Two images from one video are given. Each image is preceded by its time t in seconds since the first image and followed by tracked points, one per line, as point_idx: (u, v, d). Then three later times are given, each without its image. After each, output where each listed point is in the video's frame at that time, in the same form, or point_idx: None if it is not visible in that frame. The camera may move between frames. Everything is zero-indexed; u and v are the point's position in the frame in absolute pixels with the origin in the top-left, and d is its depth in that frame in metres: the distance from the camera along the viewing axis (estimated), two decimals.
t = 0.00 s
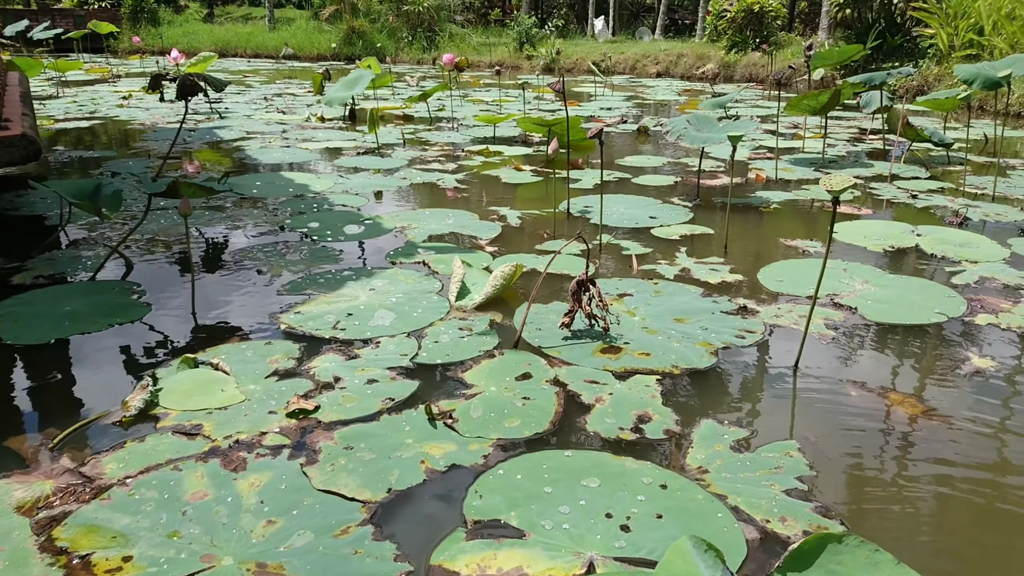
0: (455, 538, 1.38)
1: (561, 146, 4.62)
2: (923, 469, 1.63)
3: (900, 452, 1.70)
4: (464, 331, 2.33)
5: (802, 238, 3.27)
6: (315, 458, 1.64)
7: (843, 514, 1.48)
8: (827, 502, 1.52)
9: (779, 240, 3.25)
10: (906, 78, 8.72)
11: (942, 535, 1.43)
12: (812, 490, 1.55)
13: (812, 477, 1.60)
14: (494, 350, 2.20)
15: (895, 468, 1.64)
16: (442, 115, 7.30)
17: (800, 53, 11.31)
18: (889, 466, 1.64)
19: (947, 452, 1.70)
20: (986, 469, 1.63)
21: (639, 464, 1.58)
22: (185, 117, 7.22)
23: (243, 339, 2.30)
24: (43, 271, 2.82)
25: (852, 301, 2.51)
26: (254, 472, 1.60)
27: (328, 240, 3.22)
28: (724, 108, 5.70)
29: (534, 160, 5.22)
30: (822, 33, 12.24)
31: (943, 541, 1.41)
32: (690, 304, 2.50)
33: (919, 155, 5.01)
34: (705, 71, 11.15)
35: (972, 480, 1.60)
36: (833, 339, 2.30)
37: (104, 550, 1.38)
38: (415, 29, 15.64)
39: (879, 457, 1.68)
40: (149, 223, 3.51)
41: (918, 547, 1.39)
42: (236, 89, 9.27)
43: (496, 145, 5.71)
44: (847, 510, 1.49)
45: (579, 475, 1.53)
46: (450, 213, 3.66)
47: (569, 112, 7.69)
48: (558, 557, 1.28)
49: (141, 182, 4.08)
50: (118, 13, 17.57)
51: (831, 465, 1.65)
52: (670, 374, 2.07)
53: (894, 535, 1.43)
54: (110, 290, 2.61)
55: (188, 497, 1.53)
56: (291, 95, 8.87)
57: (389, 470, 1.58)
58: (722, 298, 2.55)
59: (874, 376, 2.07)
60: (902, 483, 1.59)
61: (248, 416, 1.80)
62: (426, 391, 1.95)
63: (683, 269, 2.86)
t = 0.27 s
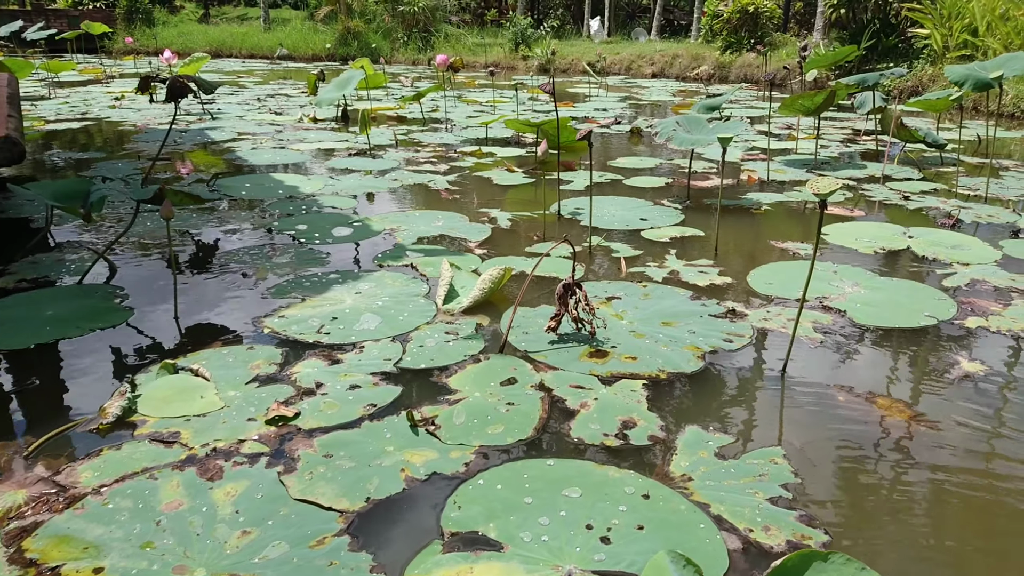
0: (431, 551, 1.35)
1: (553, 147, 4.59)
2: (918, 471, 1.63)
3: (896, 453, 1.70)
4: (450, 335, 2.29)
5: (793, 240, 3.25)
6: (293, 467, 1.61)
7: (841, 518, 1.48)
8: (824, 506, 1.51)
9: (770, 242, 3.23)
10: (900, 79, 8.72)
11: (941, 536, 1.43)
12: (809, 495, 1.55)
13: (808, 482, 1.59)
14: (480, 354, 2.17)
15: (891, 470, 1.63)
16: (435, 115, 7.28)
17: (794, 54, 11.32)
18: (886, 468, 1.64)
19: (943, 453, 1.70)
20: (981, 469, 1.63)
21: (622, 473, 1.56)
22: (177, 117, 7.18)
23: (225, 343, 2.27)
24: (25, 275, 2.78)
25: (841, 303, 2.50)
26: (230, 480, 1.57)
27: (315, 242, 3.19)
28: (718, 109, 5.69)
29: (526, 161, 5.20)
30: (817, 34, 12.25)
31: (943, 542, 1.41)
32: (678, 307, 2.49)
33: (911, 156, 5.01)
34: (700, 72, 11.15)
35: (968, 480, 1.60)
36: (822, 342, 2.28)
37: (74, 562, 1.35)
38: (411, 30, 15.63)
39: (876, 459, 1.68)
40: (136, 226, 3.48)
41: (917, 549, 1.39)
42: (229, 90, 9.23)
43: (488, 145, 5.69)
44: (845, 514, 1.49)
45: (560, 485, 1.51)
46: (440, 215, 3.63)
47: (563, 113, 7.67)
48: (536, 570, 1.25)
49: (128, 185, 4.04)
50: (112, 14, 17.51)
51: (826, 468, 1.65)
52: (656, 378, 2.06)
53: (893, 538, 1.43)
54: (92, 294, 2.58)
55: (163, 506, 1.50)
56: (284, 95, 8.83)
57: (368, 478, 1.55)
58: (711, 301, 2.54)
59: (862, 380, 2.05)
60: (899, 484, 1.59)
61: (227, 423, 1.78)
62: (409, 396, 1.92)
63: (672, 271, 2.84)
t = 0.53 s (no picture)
0: (399, 566, 1.31)
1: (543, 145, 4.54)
2: (912, 472, 1.63)
3: (890, 454, 1.69)
4: (431, 338, 2.24)
5: (782, 240, 3.21)
6: (262, 476, 1.57)
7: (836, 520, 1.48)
8: (818, 509, 1.51)
9: (759, 242, 3.20)
10: (895, 77, 8.69)
11: (936, 538, 1.43)
12: (804, 499, 1.54)
13: (801, 486, 1.58)
14: (461, 357, 2.12)
15: (885, 471, 1.63)
16: (427, 113, 7.22)
17: (789, 52, 11.29)
18: (880, 469, 1.64)
19: (936, 454, 1.70)
20: (975, 470, 1.63)
21: (598, 483, 1.53)
22: (166, 114, 7.10)
23: (200, 348, 2.22)
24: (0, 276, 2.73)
25: (828, 305, 2.46)
26: (196, 490, 1.53)
27: (299, 242, 3.14)
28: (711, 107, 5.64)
29: (517, 160, 5.15)
30: (812, 32, 12.22)
31: (937, 544, 1.41)
32: (663, 309, 2.45)
33: (904, 155, 4.97)
34: (695, 70, 11.11)
35: (962, 482, 1.60)
36: (809, 344, 2.24)
37: None
38: (406, 28, 15.56)
39: (870, 459, 1.67)
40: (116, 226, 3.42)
41: (912, 551, 1.39)
42: (221, 88, 9.16)
43: (479, 144, 5.64)
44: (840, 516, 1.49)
45: (534, 496, 1.48)
46: (426, 215, 3.59)
47: (556, 111, 7.62)
48: None
49: (111, 184, 3.99)
50: (105, 11, 17.39)
51: (820, 470, 1.64)
52: (638, 382, 2.02)
53: (888, 540, 1.42)
54: (67, 297, 2.52)
55: (125, 517, 1.45)
56: (276, 94, 8.76)
57: (338, 488, 1.51)
58: (697, 303, 2.50)
59: (848, 385, 2.01)
60: (893, 485, 1.58)
61: (196, 431, 1.73)
62: (386, 401, 1.88)
63: (658, 272, 2.80)
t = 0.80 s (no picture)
0: None
1: (537, 146, 4.61)
2: (914, 472, 1.62)
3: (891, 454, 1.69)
4: (416, 342, 2.18)
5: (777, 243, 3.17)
6: (236, 485, 1.53)
7: (837, 520, 1.47)
8: (818, 510, 1.50)
9: (753, 245, 3.16)
10: (894, 78, 8.65)
11: (935, 539, 1.42)
12: (803, 500, 1.53)
13: (801, 487, 1.58)
14: (447, 361, 2.08)
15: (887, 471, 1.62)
16: (424, 113, 7.18)
17: (789, 52, 11.24)
18: (880, 470, 1.63)
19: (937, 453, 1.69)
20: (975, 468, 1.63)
21: (580, 493, 1.49)
22: (161, 113, 7.06)
23: (181, 351, 2.18)
24: None
25: (821, 309, 2.42)
26: (168, 498, 1.49)
27: (287, 243, 3.10)
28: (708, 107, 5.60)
29: (512, 160, 5.11)
30: (812, 33, 12.17)
31: (937, 544, 1.41)
32: (654, 312, 2.41)
33: (902, 156, 4.93)
34: (694, 70, 11.07)
35: (963, 481, 1.59)
36: (800, 348, 2.20)
37: None
38: (405, 28, 15.52)
39: (871, 460, 1.67)
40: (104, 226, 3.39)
41: (912, 551, 1.39)
42: (217, 88, 9.13)
43: (475, 144, 5.60)
44: (839, 517, 1.48)
45: (514, 506, 1.44)
46: (418, 216, 3.55)
47: (554, 112, 7.58)
48: None
49: (100, 185, 3.95)
50: (104, 10, 17.36)
51: (820, 470, 1.63)
52: (626, 388, 1.98)
53: (889, 546, 1.40)
54: (48, 298, 2.47)
55: (94, 526, 1.40)
56: (272, 93, 8.72)
57: (313, 497, 1.47)
58: (688, 307, 2.46)
59: (840, 391, 1.97)
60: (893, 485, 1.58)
61: (172, 437, 1.69)
62: (368, 405, 1.83)
63: (649, 275, 2.77)
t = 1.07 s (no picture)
0: None
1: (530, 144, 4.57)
2: (913, 470, 1.62)
3: (890, 451, 1.69)
4: (402, 344, 2.13)
5: (770, 243, 3.14)
6: (210, 493, 1.49)
7: (836, 517, 1.47)
8: (817, 508, 1.50)
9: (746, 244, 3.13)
10: (892, 75, 8.61)
11: (933, 536, 1.43)
12: (802, 497, 1.53)
13: (800, 485, 1.57)
14: (432, 363, 2.03)
15: (885, 469, 1.62)
16: (418, 111, 7.13)
17: (787, 49, 11.20)
18: (879, 467, 1.63)
19: (935, 451, 1.69)
20: (974, 466, 1.63)
21: (562, 500, 1.46)
22: (154, 112, 7.01)
23: (161, 354, 2.14)
24: None
25: (813, 310, 2.38)
26: (140, 507, 1.45)
27: (275, 243, 3.06)
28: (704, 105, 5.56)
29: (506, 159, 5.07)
30: (809, 30, 12.12)
31: (935, 541, 1.41)
32: (643, 314, 2.38)
33: (898, 154, 4.90)
34: (691, 68, 11.02)
35: (961, 480, 1.59)
36: (791, 351, 2.17)
37: None
38: (402, 25, 15.45)
39: (868, 459, 1.66)
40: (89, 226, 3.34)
41: (910, 549, 1.39)
42: (212, 85, 9.07)
43: (469, 143, 5.56)
44: (837, 515, 1.48)
45: (493, 515, 1.40)
46: (408, 216, 3.51)
47: (549, 110, 7.54)
48: None
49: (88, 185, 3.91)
50: (100, 8, 17.26)
51: (818, 468, 1.63)
52: (613, 391, 1.94)
53: (889, 547, 1.40)
54: (26, 299, 2.41)
55: (63, 536, 1.37)
56: (267, 91, 8.67)
57: (288, 506, 1.43)
58: (678, 308, 2.43)
59: (831, 394, 1.94)
60: (892, 483, 1.58)
61: (147, 444, 1.66)
62: (349, 409, 1.80)
63: (639, 275, 2.73)
